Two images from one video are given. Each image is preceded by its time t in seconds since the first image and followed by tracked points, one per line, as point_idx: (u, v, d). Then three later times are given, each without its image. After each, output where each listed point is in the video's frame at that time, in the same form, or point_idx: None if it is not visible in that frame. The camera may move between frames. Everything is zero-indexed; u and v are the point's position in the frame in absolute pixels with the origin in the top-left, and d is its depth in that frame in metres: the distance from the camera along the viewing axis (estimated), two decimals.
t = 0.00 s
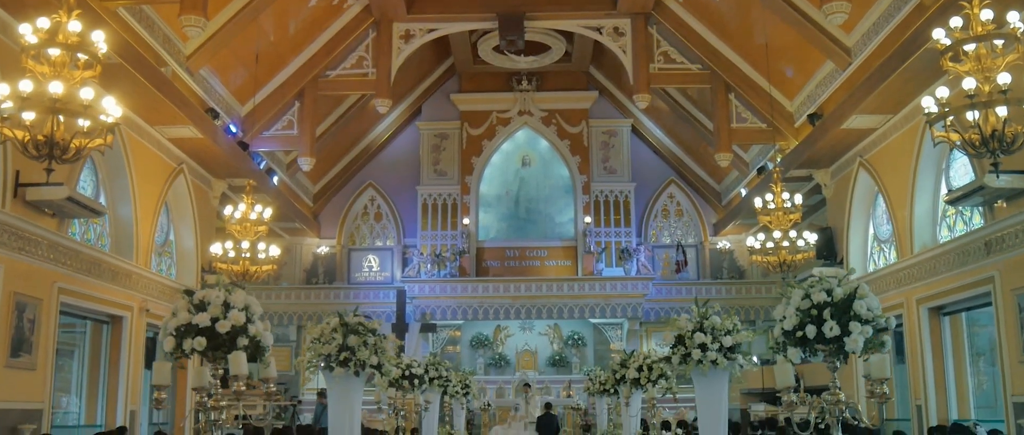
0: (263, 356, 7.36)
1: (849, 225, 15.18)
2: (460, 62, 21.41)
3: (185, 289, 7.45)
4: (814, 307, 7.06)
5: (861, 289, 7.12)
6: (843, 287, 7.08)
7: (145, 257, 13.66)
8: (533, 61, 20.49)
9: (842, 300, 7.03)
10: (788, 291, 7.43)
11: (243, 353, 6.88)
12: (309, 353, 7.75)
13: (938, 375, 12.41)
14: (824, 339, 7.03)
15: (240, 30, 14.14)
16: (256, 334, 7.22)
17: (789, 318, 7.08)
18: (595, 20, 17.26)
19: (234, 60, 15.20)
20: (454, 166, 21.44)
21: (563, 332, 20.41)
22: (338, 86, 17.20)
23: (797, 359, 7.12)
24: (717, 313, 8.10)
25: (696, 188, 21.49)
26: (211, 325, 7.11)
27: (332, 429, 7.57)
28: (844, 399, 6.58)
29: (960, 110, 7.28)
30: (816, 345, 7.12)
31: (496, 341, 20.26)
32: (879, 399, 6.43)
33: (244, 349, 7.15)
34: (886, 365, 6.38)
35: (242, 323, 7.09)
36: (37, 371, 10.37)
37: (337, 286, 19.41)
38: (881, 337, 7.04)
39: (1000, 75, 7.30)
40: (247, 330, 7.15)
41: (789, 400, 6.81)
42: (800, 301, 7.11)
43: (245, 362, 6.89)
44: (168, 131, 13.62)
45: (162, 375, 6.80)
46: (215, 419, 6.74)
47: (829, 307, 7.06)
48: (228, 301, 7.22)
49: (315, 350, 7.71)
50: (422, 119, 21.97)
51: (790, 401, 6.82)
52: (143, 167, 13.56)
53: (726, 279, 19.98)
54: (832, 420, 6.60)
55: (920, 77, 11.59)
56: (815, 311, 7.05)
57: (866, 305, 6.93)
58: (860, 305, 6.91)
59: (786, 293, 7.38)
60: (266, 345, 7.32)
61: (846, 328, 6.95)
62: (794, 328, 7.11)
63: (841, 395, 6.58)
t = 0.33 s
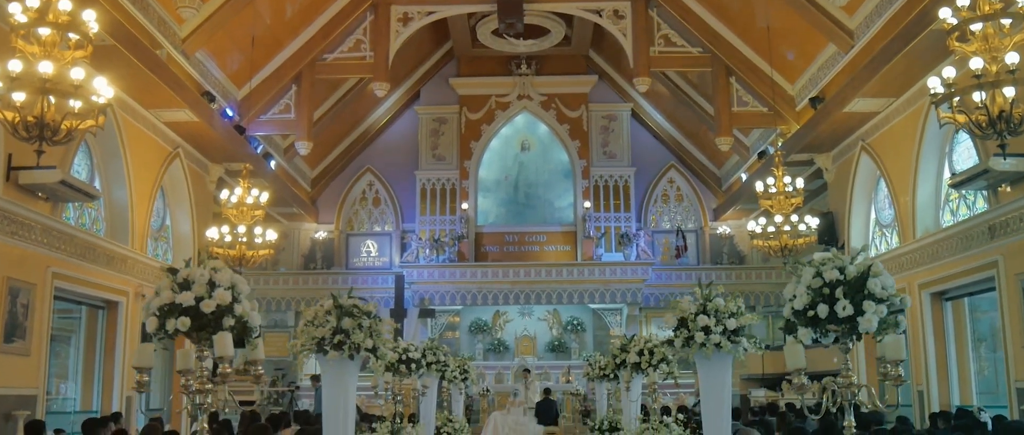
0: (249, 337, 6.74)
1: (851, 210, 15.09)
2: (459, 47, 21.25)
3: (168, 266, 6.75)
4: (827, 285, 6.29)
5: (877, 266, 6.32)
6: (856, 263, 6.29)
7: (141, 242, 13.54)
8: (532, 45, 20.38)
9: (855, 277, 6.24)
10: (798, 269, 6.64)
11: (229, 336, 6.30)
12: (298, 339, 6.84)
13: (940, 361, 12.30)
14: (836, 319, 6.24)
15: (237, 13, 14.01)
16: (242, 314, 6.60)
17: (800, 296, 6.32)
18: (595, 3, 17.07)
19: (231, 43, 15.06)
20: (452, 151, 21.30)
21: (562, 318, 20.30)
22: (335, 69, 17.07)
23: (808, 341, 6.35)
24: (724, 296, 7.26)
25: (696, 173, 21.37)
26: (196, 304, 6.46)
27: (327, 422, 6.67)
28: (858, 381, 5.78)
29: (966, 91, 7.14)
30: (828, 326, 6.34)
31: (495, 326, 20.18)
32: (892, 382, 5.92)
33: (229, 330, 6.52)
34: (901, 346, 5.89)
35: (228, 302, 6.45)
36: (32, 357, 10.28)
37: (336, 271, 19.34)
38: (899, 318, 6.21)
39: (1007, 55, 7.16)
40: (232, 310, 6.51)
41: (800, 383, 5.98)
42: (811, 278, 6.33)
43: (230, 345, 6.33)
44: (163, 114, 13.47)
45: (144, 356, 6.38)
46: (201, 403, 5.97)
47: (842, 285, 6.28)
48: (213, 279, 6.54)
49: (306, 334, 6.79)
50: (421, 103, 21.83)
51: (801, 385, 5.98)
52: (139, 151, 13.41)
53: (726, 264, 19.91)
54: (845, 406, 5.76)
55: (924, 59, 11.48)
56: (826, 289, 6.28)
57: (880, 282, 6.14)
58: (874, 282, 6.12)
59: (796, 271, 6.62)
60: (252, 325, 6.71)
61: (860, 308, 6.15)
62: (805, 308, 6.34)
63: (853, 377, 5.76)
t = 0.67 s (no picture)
0: (236, 316, 6.18)
1: (852, 194, 15.00)
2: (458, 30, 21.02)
3: (149, 243, 6.21)
4: (842, 263, 5.66)
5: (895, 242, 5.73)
6: (874, 240, 5.70)
7: (136, 226, 13.38)
8: (531, 28, 20.09)
9: (874, 255, 5.62)
10: (811, 249, 6.01)
11: (214, 316, 5.80)
12: (291, 322, 6.67)
13: (942, 346, 12.19)
14: (852, 299, 5.61)
15: None
16: (227, 294, 6.00)
17: (814, 275, 5.69)
18: None
19: (227, 26, 14.88)
20: (451, 135, 21.14)
21: (561, 303, 20.19)
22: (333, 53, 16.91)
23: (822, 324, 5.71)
24: (730, 279, 7.04)
25: (696, 158, 21.22)
26: (179, 283, 5.88)
27: (319, 411, 6.53)
28: (875, 365, 5.13)
29: (974, 71, 6.99)
30: (843, 306, 5.69)
31: (493, 311, 20.07)
32: (911, 365, 5.40)
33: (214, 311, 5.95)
34: (922, 326, 5.37)
35: (212, 282, 5.86)
36: (25, 342, 10.17)
37: (334, 256, 19.23)
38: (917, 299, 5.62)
39: (1016, 34, 6.99)
40: (217, 289, 5.92)
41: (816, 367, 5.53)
42: (826, 256, 5.71)
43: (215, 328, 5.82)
44: (158, 97, 13.30)
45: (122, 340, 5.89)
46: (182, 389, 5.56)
47: (858, 263, 5.66)
48: (196, 257, 5.98)
49: (299, 318, 6.62)
50: (419, 87, 21.65)
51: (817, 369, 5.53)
52: (133, 134, 13.25)
53: (727, 249, 19.80)
54: (861, 393, 5.17)
55: (928, 41, 11.32)
56: (842, 267, 5.65)
57: (899, 260, 5.53)
58: (892, 260, 5.51)
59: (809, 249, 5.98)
60: (239, 305, 6.12)
61: (879, 287, 5.54)
62: (818, 289, 5.70)
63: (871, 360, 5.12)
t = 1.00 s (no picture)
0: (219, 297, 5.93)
1: (854, 179, 14.89)
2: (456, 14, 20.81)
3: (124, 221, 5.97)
4: (858, 242, 5.41)
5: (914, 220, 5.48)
6: (892, 218, 5.47)
7: (131, 210, 13.26)
8: (530, 11, 19.94)
9: (891, 232, 5.39)
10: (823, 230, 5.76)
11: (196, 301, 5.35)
12: (283, 304, 6.57)
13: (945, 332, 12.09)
14: (868, 278, 5.37)
15: None
16: (210, 273, 5.77)
17: (829, 253, 5.44)
18: None
19: (223, 8, 14.69)
20: (450, 119, 20.98)
21: (560, 288, 20.10)
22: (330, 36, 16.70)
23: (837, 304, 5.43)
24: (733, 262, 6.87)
25: (696, 142, 21.08)
26: (158, 263, 5.66)
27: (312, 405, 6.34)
28: (892, 349, 4.75)
29: (982, 51, 6.82)
30: (859, 286, 5.43)
31: (492, 297, 19.96)
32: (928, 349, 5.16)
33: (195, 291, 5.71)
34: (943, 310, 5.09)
35: (192, 260, 5.64)
36: (18, 328, 10.05)
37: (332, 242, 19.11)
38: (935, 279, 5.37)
39: None
40: (198, 268, 5.69)
41: (829, 350, 5.19)
42: (841, 234, 5.47)
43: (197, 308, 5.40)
44: (153, 81, 13.14)
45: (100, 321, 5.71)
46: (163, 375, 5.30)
47: (875, 240, 5.42)
48: (176, 235, 5.75)
49: (292, 301, 6.52)
50: (418, 71, 21.46)
51: (830, 351, 5.18)
52: (128, 118, 13.11)
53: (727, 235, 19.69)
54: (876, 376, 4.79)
55: (932, 23, 11.15)
56: (858, 245, 5.40)
57: (917, 239, 5.32)
58: (911, 238, 5.30)
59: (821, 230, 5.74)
60: (222, 286, 5.88)
61: (897, 266, 5.30)
62: (833, 268, 5.45)
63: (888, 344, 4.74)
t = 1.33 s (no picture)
0: (200, 278, 5.42)
1: (856, 164, 14.75)
2: None
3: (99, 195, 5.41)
4: (876, 219, 4.99)
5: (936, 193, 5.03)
6: (912, 195, 5.02)
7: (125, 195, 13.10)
8: None
9: (910, 209, 4.95)
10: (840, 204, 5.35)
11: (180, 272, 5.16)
12: (274, 287, 6.44)
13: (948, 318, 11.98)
14: (885, 258, 4.95)
15: None
16: (189, 253, 5.25)
17: (845, 232, 5.03)
18: None
19: None
20: (448, 103, 20.80)
21: (559, 273, 19.99)
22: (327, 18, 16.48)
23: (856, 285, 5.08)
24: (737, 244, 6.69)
25: (696, 126, 20.93)
26: (133, 242, 5.15)
27: (304, 377, 6.26)
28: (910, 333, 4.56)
29: (990, 30, 6.64)
30: (876, 266, 5.03)
31: (491, 282, 19.84)
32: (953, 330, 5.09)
33: (172, 272, 5.20)
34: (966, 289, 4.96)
35: (169, 239, 5.12)
36: (10, 314, 9.92)
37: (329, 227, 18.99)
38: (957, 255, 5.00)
39: None
40: (176, 248, 5.18)
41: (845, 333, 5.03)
42: (858, 211, 5.06)
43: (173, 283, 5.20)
44: (148, 64, 12.94)
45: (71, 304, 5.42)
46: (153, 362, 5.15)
47: (894, 217, 4.98)
48: (153, 212, 5.22)
49: (283, 285, 6.38)
50: (415, 56, 21.24)
51: (845, 335, 5.03)
52: (122, 102, 12.94)
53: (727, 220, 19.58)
54: (891, 363, 4.54)
55: (937, 5, 10.98)
56: (877, 223, 4.97)
57: (940, 216, 4.88)
58: (932, 216, 4.86)
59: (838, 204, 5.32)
60: (202, 267, 5.35)
61: (916, 244, 4.87)
62: (849, 248, 5.05)
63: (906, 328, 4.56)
